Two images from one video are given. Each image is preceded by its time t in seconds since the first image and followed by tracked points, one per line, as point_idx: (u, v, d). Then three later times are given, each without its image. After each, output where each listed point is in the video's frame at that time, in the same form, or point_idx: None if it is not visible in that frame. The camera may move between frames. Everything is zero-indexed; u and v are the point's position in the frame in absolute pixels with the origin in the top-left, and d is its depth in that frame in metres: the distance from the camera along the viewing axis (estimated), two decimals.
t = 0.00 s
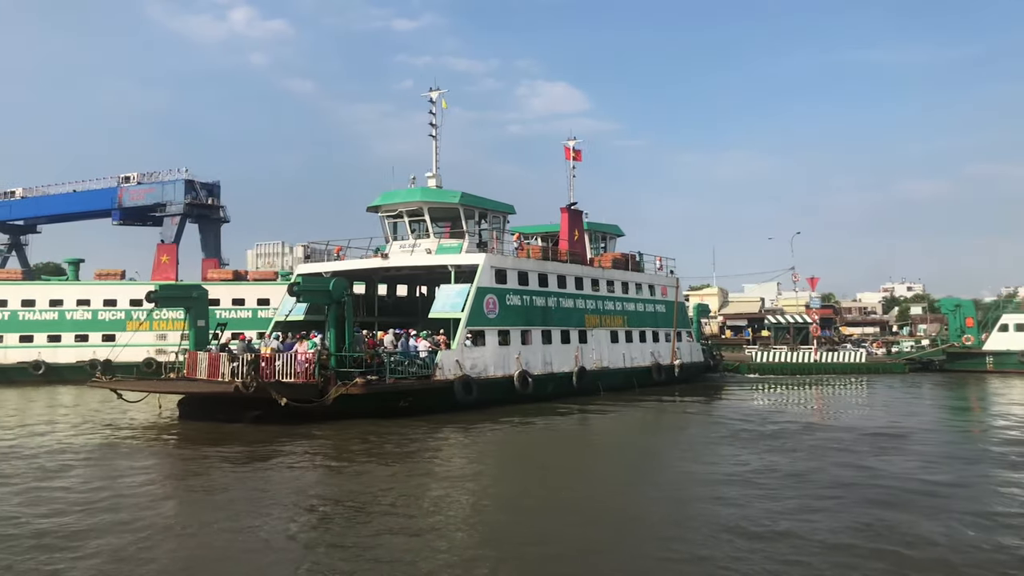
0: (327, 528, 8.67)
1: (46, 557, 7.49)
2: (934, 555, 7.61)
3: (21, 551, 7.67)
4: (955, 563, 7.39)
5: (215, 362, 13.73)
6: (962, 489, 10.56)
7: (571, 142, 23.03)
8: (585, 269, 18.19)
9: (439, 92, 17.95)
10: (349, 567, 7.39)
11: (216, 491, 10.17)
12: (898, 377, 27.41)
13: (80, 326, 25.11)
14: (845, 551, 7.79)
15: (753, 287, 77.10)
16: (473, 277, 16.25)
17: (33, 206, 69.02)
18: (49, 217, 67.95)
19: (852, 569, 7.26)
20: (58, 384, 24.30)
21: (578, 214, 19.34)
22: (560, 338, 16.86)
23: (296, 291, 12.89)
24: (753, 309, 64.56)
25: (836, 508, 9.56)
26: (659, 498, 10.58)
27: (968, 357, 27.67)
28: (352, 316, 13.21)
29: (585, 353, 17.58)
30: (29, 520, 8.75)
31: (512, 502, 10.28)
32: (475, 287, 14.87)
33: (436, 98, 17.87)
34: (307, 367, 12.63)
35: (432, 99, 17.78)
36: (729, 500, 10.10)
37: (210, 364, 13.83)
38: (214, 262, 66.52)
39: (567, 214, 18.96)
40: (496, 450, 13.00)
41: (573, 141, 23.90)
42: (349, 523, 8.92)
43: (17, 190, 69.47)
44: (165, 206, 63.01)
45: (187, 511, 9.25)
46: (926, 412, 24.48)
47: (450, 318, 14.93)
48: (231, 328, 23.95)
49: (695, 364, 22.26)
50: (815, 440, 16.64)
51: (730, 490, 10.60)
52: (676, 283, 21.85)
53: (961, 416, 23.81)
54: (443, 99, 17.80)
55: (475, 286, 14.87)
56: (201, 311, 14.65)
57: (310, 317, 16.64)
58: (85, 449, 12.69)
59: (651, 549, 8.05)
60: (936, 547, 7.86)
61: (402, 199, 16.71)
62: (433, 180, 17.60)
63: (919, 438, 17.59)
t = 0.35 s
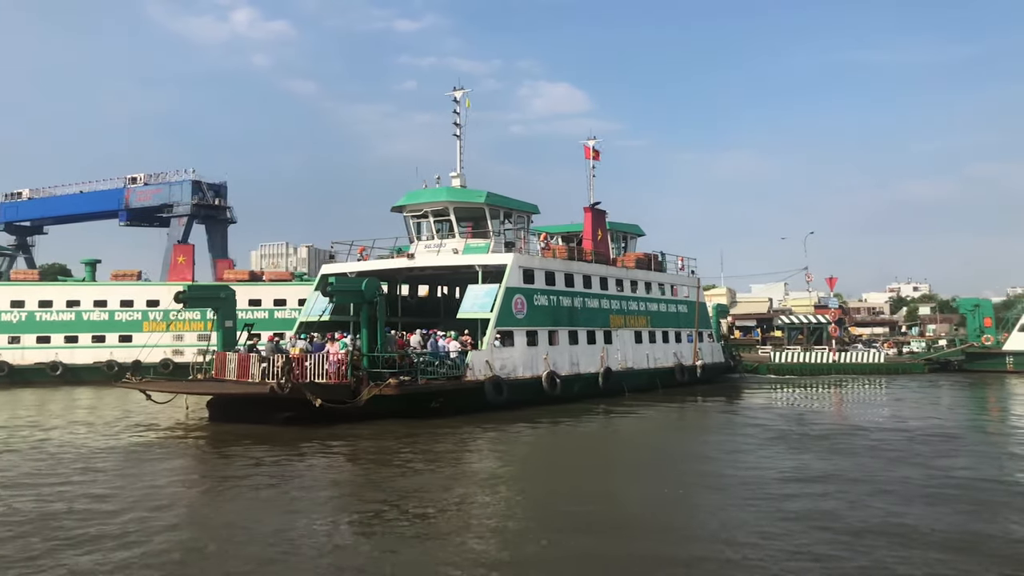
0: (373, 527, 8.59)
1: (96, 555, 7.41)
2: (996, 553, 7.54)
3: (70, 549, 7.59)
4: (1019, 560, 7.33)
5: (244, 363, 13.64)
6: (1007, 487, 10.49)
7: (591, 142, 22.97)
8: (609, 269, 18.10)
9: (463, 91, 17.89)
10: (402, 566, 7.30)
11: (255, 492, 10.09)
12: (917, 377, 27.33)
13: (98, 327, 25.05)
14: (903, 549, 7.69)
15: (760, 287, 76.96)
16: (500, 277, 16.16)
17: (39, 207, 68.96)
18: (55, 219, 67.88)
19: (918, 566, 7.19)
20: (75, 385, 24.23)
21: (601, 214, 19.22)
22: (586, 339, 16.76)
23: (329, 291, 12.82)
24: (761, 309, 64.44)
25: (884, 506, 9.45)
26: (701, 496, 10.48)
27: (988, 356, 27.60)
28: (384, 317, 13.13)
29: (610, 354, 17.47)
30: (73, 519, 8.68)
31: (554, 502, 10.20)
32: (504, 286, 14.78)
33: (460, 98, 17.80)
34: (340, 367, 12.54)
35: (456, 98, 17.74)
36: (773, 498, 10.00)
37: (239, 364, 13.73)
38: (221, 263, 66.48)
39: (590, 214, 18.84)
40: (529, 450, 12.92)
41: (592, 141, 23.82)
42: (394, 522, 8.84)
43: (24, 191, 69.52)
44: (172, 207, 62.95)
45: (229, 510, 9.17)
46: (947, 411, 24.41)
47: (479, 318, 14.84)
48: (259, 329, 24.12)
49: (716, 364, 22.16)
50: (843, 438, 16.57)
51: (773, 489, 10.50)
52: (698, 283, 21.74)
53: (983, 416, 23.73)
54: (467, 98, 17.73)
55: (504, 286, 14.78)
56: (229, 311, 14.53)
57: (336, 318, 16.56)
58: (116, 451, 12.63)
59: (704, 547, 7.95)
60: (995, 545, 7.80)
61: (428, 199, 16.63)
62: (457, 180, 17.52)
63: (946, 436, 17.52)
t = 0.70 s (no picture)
0: (422, 530, 8.51)
1: (152, 561, 7.34)
2: None
3: (125, 554, 7.51)
4: None
5: (276, 364, 13.60)
6: None
7: (612, 141, 22.84)
8: (636, 269, 18.00)
9: (489, 90, 17.80)
10: (461, 567, 7.22)
11: (297, 495, 10.03)
12: (937, 378, 27.25)
13: (115, 327, 24.96)
14: (966, 551, 7.61)
15: (768, 289, 76.85)
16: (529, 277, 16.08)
17: (44, 209, 68.83)
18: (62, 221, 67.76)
19: (986, 568, 7.12)
20: (93, 386, 24.16)
21: (626, 214, 19.10)
22: (614, 340, 16.66)
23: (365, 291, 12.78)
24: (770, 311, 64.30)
25: (935, 507, 9.37)
26: (745, 494, 10.40)
27: (1008, 357, 27.54)
28: (419, 317, 13.08)
29: (637, 355, 17.37)
30: (122, 523, 8.61)
31: (598, 503, 10.12)
32: (535, 287, 14.69)
33: (486, 97, 17.71)
34: (376, 367, 12.48)
35: (482, 97, 17.66)
36: (821, 498, 9.92)
37: (271, 365, 13.69)
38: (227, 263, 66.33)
39: (616, 213, 18.70)
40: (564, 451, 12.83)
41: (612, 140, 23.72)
42: (443, 525, 8.77)
43: (29, 192, 69.44)
44: (179, 208, 62.87)
45: (276, 514, 9.11)
46: (969, 411, 24.33)
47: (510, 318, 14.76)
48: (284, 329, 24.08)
49: (738, 365, 22.08)
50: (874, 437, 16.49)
51: (818, 489, 10.40)
52: (721, 283, 21.65)
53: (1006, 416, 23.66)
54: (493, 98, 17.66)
55: (535, 286, 14.69)
56: (259, 312, 14.44)
57: (363, 318, 16.50)
58: (149, 456, 12.58)
59: (760, 548, 7.86)
60: None
61: (456, 199, 16.57)
62: (483, 180, 17.43)
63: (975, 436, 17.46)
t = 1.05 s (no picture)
0: (470, 534, 8.42)
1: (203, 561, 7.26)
2: None
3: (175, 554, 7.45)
4: None
5: (307, 364, 13.56)
6: None
7: (633, 141, 22.73)
8: (661, 270, 17.90)
9: (514, 90, 17.74)
10: (516, 569, 7.16)
11: (337, 497, 9.96)
12: (956, 379, 27.15)
13: (132, 328, 24.90)
14: None
15: (775, 290, 76.74)
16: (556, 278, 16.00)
17: (51, 210, 68.90)
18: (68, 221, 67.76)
19: None
20: (110, 387, 24.12)
21: (650, 214, 18.97)
22: (641, 341, 16.55)
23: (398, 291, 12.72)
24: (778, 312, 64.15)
25: (983, 508, 9.28)
26: (786, 494, 10.31)
27: None
28: (452, 318, 13.02)
29: (663, 356, 17.28)
30: (167, 524, 8.55)
31: (640, 504, 10.04)
32: (564, 287, 14.59)
33: (511, 97, 17.63)
34: (410, 368, 12.43)
35: (506, 97, 17.57)
36: (866, 498, 9.83)
37: (301, 365, 13.65)
38: (234, 263, 66.27)
39: (640, 213, 18.59)
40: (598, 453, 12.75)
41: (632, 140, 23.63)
42: (489, 528, 8.69)
43: (36, 192, 69.43)
44: (186, 208, 62.88)
45: (319, 516, 9.04)
46: (991, 413, 24.22)
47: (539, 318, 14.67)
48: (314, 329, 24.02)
49: (759, 367, 22.00)
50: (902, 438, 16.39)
51: (860, 489, 10.33)
52: (742, 285, 21.57)
53: None
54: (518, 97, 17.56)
55: (564, 287, 14.59)
56: (287, 312, 14.41)
57: (388, 318, 16.46)
58: (181, 458, 12.51)
59: (815, 548, 7.78)
60: None
61: (482, 199, 16.49)
62: (508, 180, 17.36)
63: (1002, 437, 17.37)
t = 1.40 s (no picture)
0: (523, 534, 8.34)
1: (261, 560, 7.16)
2: None
3: (231, 553, 7.34)
4: None
5: (341, 365, 13.52)
6: None
7: (656, 142, 22.61)
8: (689, 271, 17.79)
9: (542, 89, 17.64)
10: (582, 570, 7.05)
11: (381, 497, 9.87)
12: (978, 382, 27.00)
13: (151, 328, 24.83)
14: None
15: (784, 292, 76.55)
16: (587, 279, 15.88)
17: (59, 209, 68.92)
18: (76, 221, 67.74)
19: None
20: (129, 387, 24.06)
21: (677, 215, 18.84)
22: (671, 342, 16.44)
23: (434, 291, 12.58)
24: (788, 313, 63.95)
25: None
26: (836, 494, 10.20)
27: None
28: (488, 318, 12.90)
29: (692, 358, 17.16)
30: (216, 523, 8.46)
31: (688, 505, 9.94)
32: (598, 288, 14.48)
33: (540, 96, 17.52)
34: (448, 368, 12.32)
35: (534, 97, 17.45)
36: (918, 497, 9.72)
37: (335, 367, 13.60)
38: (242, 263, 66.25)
39: (667, 214, 18.45)
40: (636, 456, 12.64)
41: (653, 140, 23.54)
42: (540, 529, 8.61)
43: (44, 192, 69.47)
44: (194, 208, 62.87)
45: (368, 518, 8.94)
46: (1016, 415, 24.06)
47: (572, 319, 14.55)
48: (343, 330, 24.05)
49: (783, 369, 21.89)
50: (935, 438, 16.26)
51: (909, 489, 10.21)
52: (766, 286, 21.46)
53: None
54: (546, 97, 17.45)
55: (598, 287, 14.48)
56: (319, 312, 14.35)
57: (416, 318, 16.40)
58: (216, 461, 12.42)
59: (878, 547, 7.67)
60: None
61: (512, 199, 16.39)
62: (537, 180, 17.26)
63: None
